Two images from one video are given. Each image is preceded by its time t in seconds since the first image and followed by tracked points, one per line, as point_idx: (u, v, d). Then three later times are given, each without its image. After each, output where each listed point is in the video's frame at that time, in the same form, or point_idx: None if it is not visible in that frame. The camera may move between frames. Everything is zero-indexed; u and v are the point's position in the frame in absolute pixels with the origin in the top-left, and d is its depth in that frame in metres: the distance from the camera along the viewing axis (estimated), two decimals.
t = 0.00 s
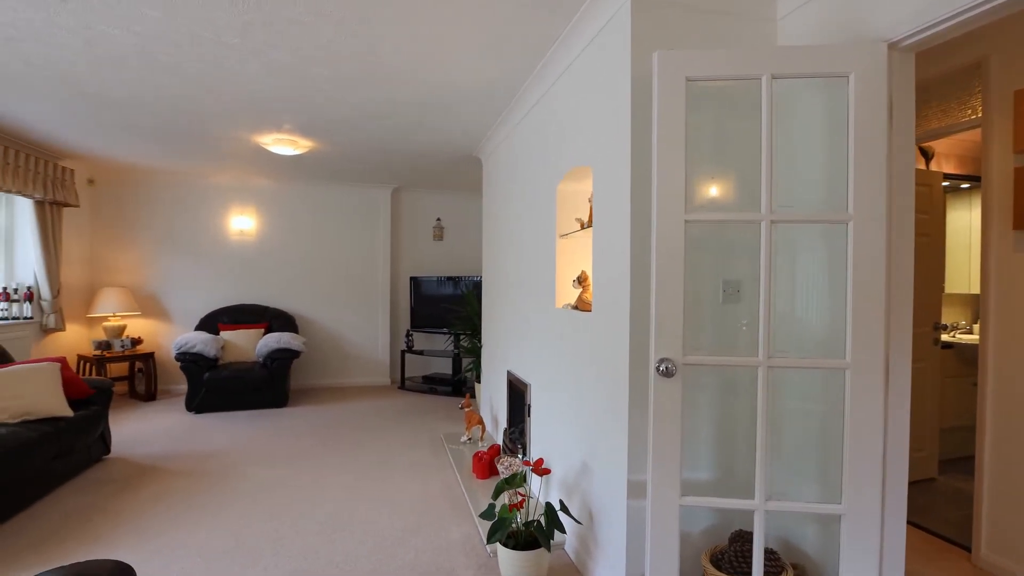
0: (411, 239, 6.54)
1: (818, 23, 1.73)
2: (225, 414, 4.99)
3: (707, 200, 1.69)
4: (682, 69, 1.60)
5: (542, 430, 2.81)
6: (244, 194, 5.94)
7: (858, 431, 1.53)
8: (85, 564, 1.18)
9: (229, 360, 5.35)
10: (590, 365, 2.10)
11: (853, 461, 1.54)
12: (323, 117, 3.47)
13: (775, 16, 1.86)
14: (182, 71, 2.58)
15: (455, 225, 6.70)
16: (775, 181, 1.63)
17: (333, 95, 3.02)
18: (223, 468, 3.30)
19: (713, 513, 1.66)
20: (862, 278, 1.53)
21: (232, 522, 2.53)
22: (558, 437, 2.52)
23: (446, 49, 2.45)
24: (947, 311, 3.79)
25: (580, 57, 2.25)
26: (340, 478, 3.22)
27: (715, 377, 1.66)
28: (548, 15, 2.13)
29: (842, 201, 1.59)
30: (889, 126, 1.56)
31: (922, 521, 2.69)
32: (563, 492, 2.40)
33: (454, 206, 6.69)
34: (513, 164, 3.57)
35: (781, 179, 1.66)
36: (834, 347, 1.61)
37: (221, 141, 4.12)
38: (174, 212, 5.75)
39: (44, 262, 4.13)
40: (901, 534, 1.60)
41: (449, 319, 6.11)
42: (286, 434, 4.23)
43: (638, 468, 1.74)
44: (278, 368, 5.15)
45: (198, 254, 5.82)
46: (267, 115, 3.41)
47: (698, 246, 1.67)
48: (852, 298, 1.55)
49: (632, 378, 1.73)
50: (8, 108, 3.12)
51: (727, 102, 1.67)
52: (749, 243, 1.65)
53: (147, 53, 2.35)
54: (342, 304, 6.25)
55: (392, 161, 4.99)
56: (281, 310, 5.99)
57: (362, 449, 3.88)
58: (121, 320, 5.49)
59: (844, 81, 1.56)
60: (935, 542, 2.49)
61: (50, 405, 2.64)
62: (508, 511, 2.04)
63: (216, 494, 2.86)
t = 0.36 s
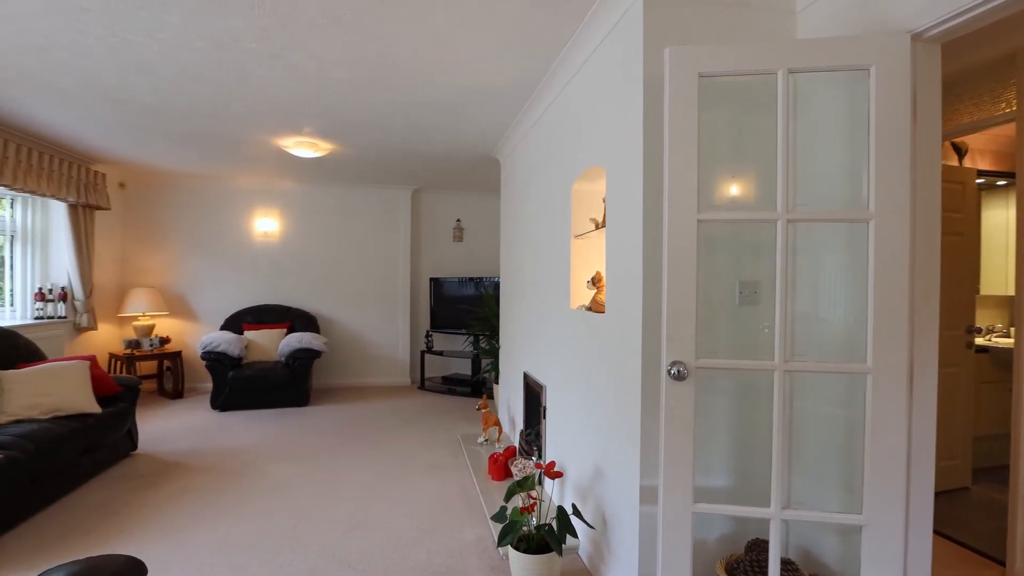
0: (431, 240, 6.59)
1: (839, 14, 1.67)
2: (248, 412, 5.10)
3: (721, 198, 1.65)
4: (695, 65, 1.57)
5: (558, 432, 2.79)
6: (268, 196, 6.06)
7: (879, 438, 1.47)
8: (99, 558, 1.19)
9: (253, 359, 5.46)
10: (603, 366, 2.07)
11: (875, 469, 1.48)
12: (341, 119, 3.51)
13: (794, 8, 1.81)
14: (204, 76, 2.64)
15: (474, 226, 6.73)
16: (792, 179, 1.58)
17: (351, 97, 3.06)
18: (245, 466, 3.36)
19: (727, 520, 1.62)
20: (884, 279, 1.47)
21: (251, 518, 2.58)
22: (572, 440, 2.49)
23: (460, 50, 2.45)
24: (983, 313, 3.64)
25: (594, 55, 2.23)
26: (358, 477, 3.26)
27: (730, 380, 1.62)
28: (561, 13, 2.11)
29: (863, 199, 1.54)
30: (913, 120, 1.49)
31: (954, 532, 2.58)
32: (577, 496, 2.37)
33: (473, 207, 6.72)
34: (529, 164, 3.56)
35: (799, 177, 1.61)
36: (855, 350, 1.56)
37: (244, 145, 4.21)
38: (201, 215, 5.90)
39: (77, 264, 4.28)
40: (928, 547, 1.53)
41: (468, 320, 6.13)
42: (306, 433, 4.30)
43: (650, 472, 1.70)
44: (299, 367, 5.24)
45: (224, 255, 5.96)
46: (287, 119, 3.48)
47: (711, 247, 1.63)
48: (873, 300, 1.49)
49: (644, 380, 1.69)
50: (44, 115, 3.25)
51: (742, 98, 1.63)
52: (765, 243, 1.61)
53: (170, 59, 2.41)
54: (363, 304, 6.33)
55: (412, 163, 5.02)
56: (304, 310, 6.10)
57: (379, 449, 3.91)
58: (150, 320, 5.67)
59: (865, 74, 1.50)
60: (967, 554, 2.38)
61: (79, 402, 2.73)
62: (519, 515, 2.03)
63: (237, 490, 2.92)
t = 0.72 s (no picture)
0: (454, 240, 6.62)
1: (868, 4, 1.61)
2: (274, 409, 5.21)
3: (743, 197, 1.61)
4: (715, 60, 1.53)
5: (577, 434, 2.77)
6: (295, 197, 6.19)
7: (910, 445, 1.41)
8: (119, 552, 1.12)
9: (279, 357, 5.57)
10: (622, 368, 2.04)
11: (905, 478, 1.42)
12: (364, 121, 3.56)
13: None
14: (230, 80, 2.70)
15: (497, 226, 6.73)
16: (818, 176, 1.53)
17: (372, 99, 3.09)
18: (269, 462, 3.43)
19: (749, 528, 1.58)
20: (915, 279, 1.41)
21: (275, 513, 2.63)
22: (592, 442, 2.47)
23: (479, 49, 2.45)
24: None
25: (613, 52, 2.21)
26: (378, 475, 3.29)
27: (752, 384, 1.58)
28: (579, 10, 2.10)
29: (893, 196, 1.47)
30: (947, 112, 1.43)
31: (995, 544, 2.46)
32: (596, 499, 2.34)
33: (496, 207, 6.72)
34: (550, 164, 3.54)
35: (825, 174, 1.56)
36: (885, 354, 1.50)
37: (271, 147, 4.30)
38: (230, 216, 6.06)
39: (112, 264, 4.44)
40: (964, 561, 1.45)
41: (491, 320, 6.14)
42: (330, 431, 4.36)
43: (669, 477, 1.67)
44: (324, 366, 5.32)
45: (252, 255, 6.11)
46: (311, 121, 3.54)
47: (732, 246, 1.59)
48: (903, 301, 1.43)
49: (663, 382, 1.66)
50: (81, 121, 3.38)
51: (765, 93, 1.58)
52: (790, 243, 1.56)
53: (197, 63, 2.48)
54: (386, 304, 6.40)
55: (435, 163, 5.05)
56: (329, 309, 6.20)
57: (401, 447, 3.95)
58: (182, 318, 5.84)
59: (895, 66, 1.44)
60: (1007, 568, 2.27)
61: (111, 397, 2.82)
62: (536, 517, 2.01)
63: (262, 486, 2.98)
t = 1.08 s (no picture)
0: (478, 240, 6.65)
1: None
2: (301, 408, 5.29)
3: (773, 196, 1.56)
4: (743, 56, 1.49)
5: (600, 438, 2.73)
6: (321, 199, 6.29)
7: (952, 456, 1.34)
8: (146, 549, 1.14)
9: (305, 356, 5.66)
10: (647, 372, 2.00)
11: (947, 490, 1.35)
12: (388, 123, 3.59)
13: None
14: (258, 84, 2.76)
15: (521, 226, 6.73)
16: (853, 174, 1.46)
17: (397, 101, 3.11)
18: (296, 460, 3.49)
19: (777, 539, 1.53)
20: (957, 281, 1.34)
21: (300, 511, 2.66)
22: (615, 446, 2.43)
23: (501, 50, 2.44)
24: None
25: (637, 50, 2.17)
26: (401, 475, 3.31)
27: (782, 390, 1.53)
28: (603, 8, 2.07)
29: (933, 194, 1.41)
30: (993, 105, 1.35)
31: None
32: (620, 504, 2.30)
33: (520, 208, 6.72)
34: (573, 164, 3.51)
35: (860, 172, 1.49)
36: (924, 360, 1.43)
37: (298, 150, 4.38)
38: (259, 218, 6.20)
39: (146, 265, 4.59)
40: None
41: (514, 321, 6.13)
42: (355, 430, 4.41)
43: (695, 483, 1.62)
44: (349, 366, 5.39)
45: (280, 256, 6.23)
46: (337, 124, 3.59)
47: (760, 247, 1.55)
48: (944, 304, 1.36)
49: (690, 387, 1.61)
50: (118, 126, 3.50)
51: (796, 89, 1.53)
52: (824, 244, 1.50)
53: (226, 68, 2.54)
54: (410, 304, 6.45)
55: (459, 164, 5.07)
56: (355, 310, 6.29)
57: (424, 448, 3.97)
58: (212, 318, 5.99)
59: (934, 59, 1.38)
60: None
61: (144, 395, 2.91)
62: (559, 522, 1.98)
63: (288, 484, 3.03)
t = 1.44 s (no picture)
0: (498, 240, 6.65)
1: None
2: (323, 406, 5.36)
3: (798, 193, 1.51)
4: (767, 48, 1.44)
5: (620, 440, 2.69)
6: (343, 200, 6.37)
7: (991, 464, 1.27)
8: (166, 546, 1.15)
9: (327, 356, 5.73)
10: (668, 374, 1.96)
11: (985, 500, 1.28)
12: (407, 123, 3.60)
13: None
14: (279, 86, 2.79)
15: (541, 225, 6.70)
16: (883, 169, 1.40)
17: (416, 101, 3.12)
18: (317, 458, 3.53)
19: (803, 547, 1.48)
20: (997, 281, 1.27)
21: (320, 509, 2.69)
22: (636, 448, 2.39)
23: (519, 49, 2.43)
24: None
25: (657, 45, 2.13)
26: (421, 475, 3.32)
27: (808, 393, 1.48)
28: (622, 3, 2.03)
29: (970, 190, 1.34)
30: None
31: None
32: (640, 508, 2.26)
33: (540, 207, 6.70)
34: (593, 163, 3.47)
35: (892, 167, 1.43)
36: (961, 364, 1.36)
37: (320, 151, 4.44)
38: (282, 219, 6.31)
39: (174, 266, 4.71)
40: None
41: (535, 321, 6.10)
42: (376, 429, 4.45)
43: (718, 488, 1.57)
44: (370, 365, 5.44)
45: (303, 257, 6.33)
46: (358, 125, 3.63)
47: (785, 246, 1.50)
48: (982, 305, 1.29)
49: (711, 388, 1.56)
50: (147, 130, 3.60)
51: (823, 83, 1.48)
52: (852, 242, 1.44)
53: (248, 71, 2.58)
54: (431, 304, 6.49)
55: (478, 164, 5.08)
56: (376, 309, 6.35)
57: (444, 448, 3.98)
58: (237, 317, 6.12)
59: (972, 48, 1.31)
60: None
61: (171, 393, 2.98)
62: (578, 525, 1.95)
63: (310, 482, 3.07)
